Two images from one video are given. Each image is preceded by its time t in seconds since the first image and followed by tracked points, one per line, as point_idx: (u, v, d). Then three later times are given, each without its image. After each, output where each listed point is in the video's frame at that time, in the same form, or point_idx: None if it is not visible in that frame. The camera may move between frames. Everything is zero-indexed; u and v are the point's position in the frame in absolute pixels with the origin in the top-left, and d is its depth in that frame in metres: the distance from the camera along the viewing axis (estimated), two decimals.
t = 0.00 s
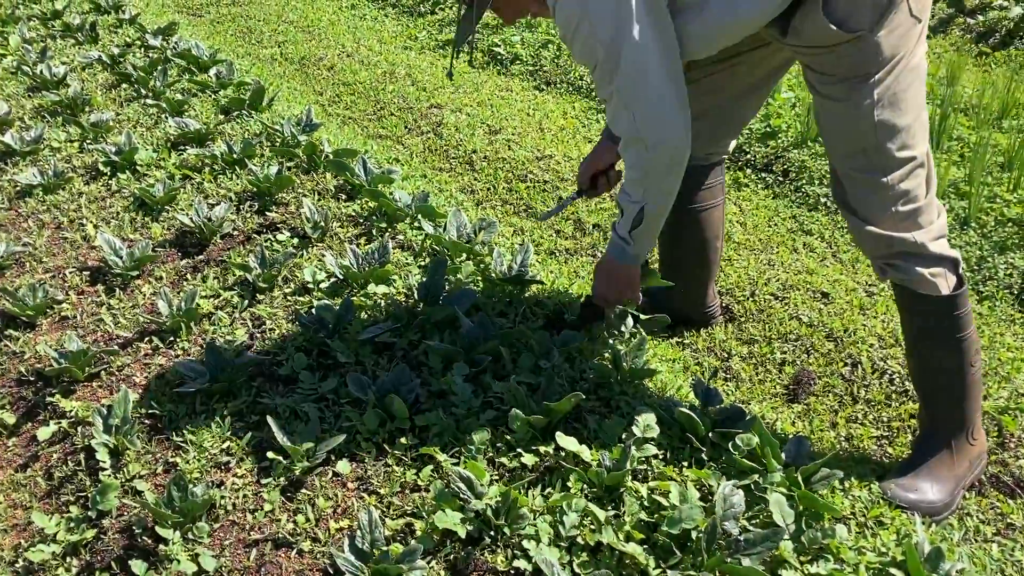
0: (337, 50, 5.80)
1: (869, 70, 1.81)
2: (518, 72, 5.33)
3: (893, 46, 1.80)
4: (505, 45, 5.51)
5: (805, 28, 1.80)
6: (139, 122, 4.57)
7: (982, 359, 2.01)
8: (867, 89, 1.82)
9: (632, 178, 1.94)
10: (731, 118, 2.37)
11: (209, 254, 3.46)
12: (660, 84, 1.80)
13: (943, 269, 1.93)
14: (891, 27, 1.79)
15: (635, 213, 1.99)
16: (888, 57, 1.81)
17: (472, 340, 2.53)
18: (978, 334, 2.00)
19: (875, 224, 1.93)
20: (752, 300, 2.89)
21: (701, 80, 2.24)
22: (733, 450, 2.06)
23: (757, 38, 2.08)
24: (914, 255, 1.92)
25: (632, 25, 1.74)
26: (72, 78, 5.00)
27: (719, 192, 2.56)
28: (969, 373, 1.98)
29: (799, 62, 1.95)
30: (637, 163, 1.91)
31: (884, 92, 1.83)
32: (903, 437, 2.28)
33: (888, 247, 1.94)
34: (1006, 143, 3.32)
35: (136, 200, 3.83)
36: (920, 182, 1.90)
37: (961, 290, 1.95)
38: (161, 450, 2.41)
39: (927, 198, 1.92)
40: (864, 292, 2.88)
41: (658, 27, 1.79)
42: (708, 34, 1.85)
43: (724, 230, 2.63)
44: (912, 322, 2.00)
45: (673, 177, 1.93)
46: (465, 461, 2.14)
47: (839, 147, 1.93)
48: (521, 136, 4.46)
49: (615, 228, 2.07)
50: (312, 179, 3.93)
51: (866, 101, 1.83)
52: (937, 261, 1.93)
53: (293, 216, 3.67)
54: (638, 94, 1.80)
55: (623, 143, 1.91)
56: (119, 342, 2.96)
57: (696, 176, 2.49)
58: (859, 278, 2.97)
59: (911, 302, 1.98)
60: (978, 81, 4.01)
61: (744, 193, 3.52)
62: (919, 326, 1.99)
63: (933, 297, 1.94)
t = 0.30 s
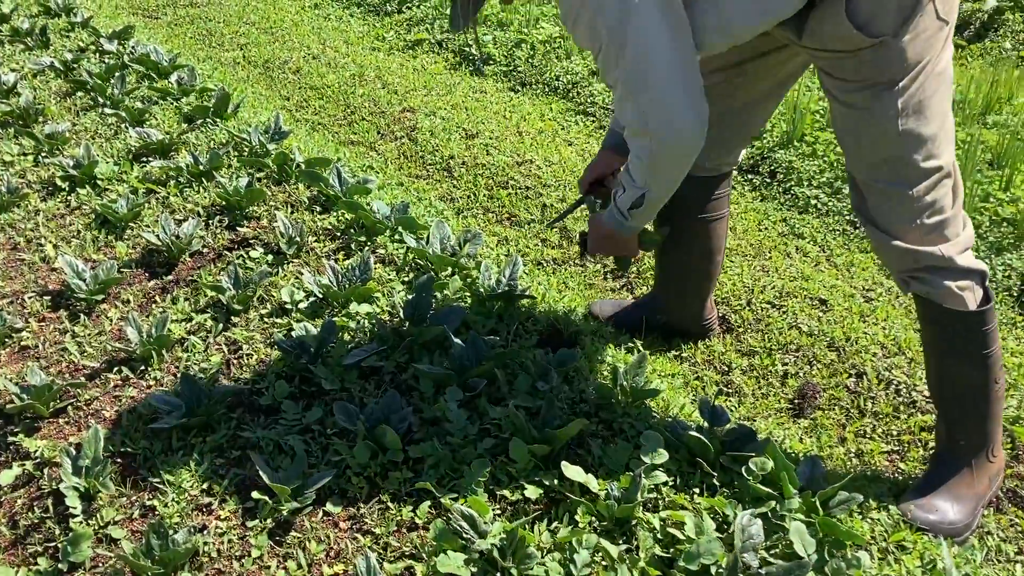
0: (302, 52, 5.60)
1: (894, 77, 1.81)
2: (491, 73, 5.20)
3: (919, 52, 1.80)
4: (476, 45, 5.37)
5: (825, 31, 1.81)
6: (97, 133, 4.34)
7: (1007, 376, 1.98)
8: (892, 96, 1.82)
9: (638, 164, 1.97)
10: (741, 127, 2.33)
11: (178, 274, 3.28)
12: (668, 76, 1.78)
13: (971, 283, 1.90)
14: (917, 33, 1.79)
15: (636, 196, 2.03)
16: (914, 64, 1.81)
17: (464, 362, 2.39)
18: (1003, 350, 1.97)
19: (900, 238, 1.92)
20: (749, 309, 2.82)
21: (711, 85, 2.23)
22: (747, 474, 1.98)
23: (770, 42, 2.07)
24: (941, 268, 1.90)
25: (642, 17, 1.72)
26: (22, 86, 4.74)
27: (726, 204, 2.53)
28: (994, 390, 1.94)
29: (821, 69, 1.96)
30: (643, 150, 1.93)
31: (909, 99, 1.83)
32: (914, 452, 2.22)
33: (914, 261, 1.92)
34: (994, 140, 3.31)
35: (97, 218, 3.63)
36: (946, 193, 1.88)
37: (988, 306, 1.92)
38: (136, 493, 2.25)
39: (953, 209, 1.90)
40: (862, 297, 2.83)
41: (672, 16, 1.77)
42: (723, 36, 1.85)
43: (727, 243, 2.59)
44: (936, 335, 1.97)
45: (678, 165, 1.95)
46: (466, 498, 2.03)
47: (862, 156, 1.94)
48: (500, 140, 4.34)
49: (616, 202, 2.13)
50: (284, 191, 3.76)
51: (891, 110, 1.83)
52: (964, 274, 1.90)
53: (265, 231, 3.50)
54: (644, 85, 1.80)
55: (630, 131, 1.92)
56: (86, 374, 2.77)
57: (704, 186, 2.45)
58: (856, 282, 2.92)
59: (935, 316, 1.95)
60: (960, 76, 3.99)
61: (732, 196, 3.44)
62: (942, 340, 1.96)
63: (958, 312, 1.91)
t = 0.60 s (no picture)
0: (272, 55, 5.30)
1: (924, 87, 1.65)
2: (471, 74, 5.03)
3: (951, 59, 1.64)
4: (455, 47, 5.20)
5: (848, 37, 1.66)
6: (59, 146, 4.08)
7: None
8: (922, 108, 1.67)
9: (642, 166, 1.86)
10: (755, 139, 2.26)
11: (155, 299, 3.08)
12: (672, 77, 1.65)
13: (1010, 300, 1.78)
14: (949, 38, 1.62)
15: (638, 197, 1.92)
16: (946, 74, 1.64)
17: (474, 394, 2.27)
18: None
19: (936, 256, 1.79)
20: (760, 322, 2.72)
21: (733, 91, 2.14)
22: (782, 507, 1.86)
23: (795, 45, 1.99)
24: (979, 286, 1.78)
25: (647, 13, 1.60)
26: None
27: (741, 218, 2.44)
28: None
29: (842, 77, 1.80)
30: (645, 153, 1.81)
31: (941, 111, 1.67)
32: (945, 472, 2.14)
33: (950, 279, 1.80)
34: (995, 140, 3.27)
35: (64, 239, 3.39)
36: (982, 207, 1.75)
37: None
38: (126, 547, 2.09)
39: (989, 223, 1.78)
40: (875, 307, 2.75)
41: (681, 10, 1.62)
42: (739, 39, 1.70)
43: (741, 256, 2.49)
44: (975, 356, 1.86)
45: (684, 171, 1.83)
46: (485, 545, 1.92)
47: (889, 171, 1.79)
48: (486, 145, 4.19)
49: (620, 200, 2.03)
50: (264, 205, 3.55)
51: (921, 123, 1.68)
52: (1003, 291, 1.79)
53: (247, 249, 3.30)
54: (646, 85, 1.68)
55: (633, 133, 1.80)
56: (61, 414, 2.58)
57: (720, 198, 2.35)
58: (866, 290, 2.84)
59: (976, 336, 1.85)
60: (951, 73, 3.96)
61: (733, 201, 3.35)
62: (983, 362, 1.85)
63: (1000, 332, 1.80)
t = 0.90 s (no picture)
0: (247, 58, 4.87)
1: (955, 96, 1.59)
2: (455, 76, 4.70)
3: (982, 67, 1.57)
4: (436, 46, 4.93)
5: (875, 45, 1.57)
6: (27, 158, 3.76)
7: None
8: (953, 118, 1.60)
9: (657, 180, 1.72)
10: (768, 146, 2.14)
11: (141, 320, 2.91)
12: (692, 87, 1.51)
13: None
14: (980, 45, 1.55)
15: (653, 212, 1.79)
16: (978, 82, 1.58)
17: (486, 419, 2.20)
18: None
19: (966, 268, 1.74)
20: (770, 331, 2.67)
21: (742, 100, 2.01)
22: (814, 531, 1.81)
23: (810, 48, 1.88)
24: (1011, 298, 1.73)
25: (664, 18, 1.46)
26: None
27: (752, 225, 2.32)
28: None
29: (864, 83, 1.72)
30: (662, 167, 1.67)
31: (971, 121, 1.61)
32: (970, 485, 2.11)
33: (980, 292, 1.75)
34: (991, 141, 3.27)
35: (40, 257, 3.17)
36: (1012, 217, 1.70)
37: None
38: None
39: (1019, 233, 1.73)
40: (884, 313, 2.73)
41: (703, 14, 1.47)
42: (761, 47, 1.56)
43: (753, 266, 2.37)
44: (1006, 370, 1.80)
45: (703, 186, 1.69)
46: None
47: (917, 181, 1.73)
48: (476, 151, 3.96)
49: (633, 213, 1.88)
50: (250, 218, 3.36)
51: (952, 133, 1.61)
52: None
53: (235, 265, 3.14)
54: (664, 95, 1.53)
55: (649, 145, 1.66)
56: (47, 448, 2.44)
57: (730, 207, 2.23)
58: (873, 295, 2.82)
59: (1008, 349, 1.78)
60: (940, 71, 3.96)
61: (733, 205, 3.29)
62: (1014, 375, 1.80)
63: None
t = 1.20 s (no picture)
0: (220, 56, 4.74)
1: (960, 95, 1.55)
2: (433, 72, 4.59)
3: (988, 65, 1.54)
4: (413, 42, 4.82)
5: (878, 44, 1.53)
6: None
7: None
8: (959, 117, 1.56)
9: (655, 183, 1.67)
10: (762, 147, 2.08)
11: (116, 331, 2.79)
12: (694, 88, 1.45)
13: None
14: (986, 43, 1.52)
15: (650, 216, 1.74)
16: (983, 80, 1.54)
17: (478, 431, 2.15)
18: None
19: (970, 270, 1.72)
20: (762, 332, 2.65)
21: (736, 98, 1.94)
22: (819, 541, 1.83)
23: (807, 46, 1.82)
24: (1016, 300, 1.71)
25: (666, 17, 1.40)
26: None
27: (746, 226, 2.26)
28: None
29: (866, 82, 1.68)
30: (661, 170, 1.62)
31: (977, 120, 1.57)
32: (968, 488, 2.15)
33: (984, 294, 1.73)
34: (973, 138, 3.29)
35: (6, 266, 3.01)
36: (1016, 217, 1.68)
37: None
38: None
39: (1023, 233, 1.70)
40: (876, 312, 2.73)
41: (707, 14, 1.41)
42: (765, 45, 1.51)
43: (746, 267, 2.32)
44: (1012, 372, 1.80)
45: (703, 189, 1.65)
46: None
47: (920, 181, 1.69)
48: (457, 149, 3.82)
49: (624, 216, 1.82)
50: (227, 222, 3.23)
51: (957, 133, 1.58)
52: None
53: (213, 272, 3.02)
54: (665, 96, 1.48)
55: (648, 146, 1.61)
56: (19, 469, 2.31)
57: (724, 207, 2.17)
58: (864, 294, 2.81)
59: (1012, 353, 1.78)
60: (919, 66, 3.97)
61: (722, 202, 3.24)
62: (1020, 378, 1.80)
63: None
